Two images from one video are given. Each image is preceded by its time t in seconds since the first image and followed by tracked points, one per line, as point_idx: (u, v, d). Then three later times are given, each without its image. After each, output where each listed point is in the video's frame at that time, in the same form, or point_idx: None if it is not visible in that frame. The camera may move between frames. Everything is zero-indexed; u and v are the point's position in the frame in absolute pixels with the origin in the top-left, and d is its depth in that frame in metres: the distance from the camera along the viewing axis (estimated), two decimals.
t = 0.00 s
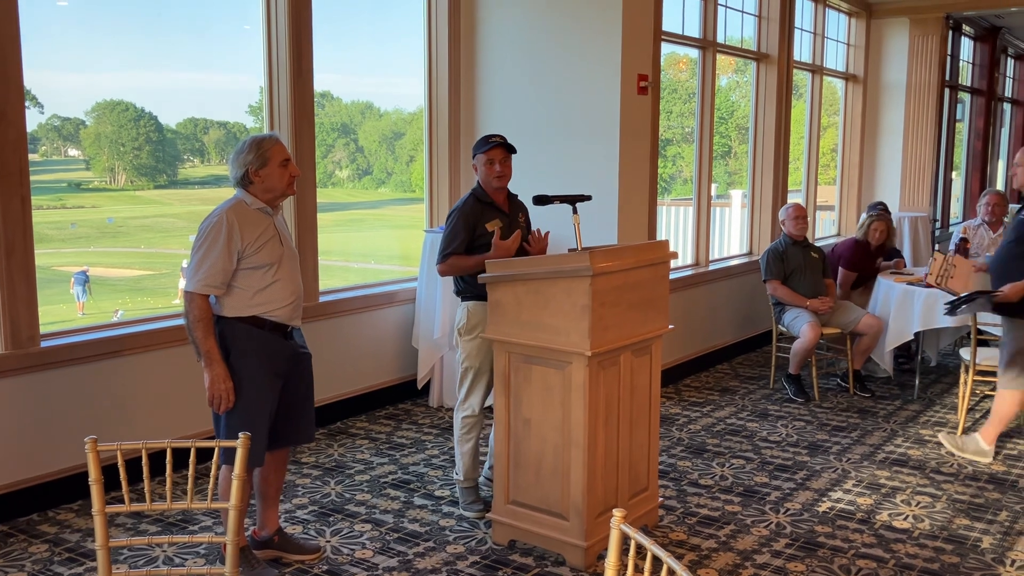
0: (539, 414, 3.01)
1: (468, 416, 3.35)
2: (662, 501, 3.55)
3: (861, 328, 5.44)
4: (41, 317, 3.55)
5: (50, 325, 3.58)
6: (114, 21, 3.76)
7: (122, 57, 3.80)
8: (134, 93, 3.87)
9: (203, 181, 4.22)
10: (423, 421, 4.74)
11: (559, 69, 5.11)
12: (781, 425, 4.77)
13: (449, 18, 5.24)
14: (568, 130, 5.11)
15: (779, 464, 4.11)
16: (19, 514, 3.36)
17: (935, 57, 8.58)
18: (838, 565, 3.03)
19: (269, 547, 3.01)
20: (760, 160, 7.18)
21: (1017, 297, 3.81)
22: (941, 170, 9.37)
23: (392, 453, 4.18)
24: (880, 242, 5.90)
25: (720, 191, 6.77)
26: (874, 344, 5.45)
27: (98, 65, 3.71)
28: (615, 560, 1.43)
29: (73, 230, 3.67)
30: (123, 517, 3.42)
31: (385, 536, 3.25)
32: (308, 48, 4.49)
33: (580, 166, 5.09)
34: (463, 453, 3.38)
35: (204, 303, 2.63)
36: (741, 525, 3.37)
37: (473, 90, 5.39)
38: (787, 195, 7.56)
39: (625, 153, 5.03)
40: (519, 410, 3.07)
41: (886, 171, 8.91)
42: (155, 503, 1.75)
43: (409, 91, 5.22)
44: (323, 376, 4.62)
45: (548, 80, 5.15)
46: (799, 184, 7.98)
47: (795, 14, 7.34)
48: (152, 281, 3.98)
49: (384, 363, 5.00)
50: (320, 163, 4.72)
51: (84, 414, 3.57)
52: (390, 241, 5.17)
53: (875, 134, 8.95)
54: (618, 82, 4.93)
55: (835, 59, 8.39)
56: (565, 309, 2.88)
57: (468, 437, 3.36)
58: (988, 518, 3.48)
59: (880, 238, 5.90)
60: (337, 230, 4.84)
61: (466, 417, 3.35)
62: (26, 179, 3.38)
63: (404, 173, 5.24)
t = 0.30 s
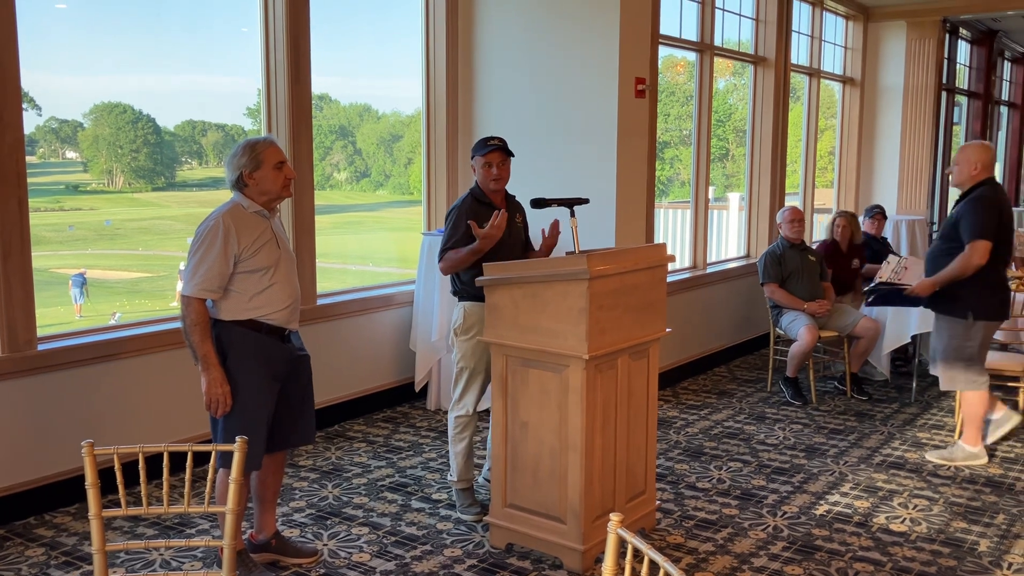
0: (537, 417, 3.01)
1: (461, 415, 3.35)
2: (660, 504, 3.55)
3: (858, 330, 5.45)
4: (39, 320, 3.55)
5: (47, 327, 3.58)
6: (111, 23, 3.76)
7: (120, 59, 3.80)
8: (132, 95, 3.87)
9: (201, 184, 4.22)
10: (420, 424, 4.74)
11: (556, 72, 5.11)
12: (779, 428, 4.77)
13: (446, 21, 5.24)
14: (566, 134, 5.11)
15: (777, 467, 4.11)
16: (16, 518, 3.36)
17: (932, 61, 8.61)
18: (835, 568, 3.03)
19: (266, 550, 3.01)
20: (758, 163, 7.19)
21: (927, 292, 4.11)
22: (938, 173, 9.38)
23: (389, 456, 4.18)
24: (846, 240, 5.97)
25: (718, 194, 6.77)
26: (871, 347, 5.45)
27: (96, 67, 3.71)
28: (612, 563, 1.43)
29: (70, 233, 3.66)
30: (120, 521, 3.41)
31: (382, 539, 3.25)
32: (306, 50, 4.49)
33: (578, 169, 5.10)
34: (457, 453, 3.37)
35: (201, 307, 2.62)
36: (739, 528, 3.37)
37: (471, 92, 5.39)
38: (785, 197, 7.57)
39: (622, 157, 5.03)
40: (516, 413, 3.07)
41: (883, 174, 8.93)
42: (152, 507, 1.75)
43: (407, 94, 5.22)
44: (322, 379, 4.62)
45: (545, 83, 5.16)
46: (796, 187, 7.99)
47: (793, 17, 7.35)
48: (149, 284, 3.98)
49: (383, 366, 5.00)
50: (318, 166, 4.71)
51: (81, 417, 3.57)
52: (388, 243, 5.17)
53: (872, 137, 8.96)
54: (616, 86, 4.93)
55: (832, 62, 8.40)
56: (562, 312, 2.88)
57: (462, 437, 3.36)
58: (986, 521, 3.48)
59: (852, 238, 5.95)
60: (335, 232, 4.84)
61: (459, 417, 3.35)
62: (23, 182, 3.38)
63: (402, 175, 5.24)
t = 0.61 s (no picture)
0: (535, 420, 3.01)
1: (460, 421, 3.35)
2: (659, 507, 3.55)
3: (857, 333, 5.44)
4: (37, 322, 3.54)
5: (46, 329, 3.57)
6: (109, 25, 3.75)
7: (119, 60, 3.80)
8: (130, 97, 3.86)
9: (199, 186, 4.21)
10: (418, 426, 4.74)
11: (555, 75, 5.11)
12: (777, 430, 4.77)
13: (446, 23, 5.24)
14: (564, 136, 5.11)
15: (775, 470, 4.10)
16: (13, 521, 3.35)
17: (931, 65, 8.66)
18: (834, 571, 3.02)
19: (264, 553, 3.00)
20: (757, 165, 7.19)
21: (865, 293, 4.21)
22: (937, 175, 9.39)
23: (387, 459, 4.18)
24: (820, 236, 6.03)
25: (716, 196, 6.77)
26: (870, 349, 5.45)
27: (94, 69, 3.71)
28: (610, 566, 1.42)
29: (68, 235, 3.66)
30: (117, 524, 3.40)
31: (380, 542, 3.24)
32: (305, 53, 4.48)
33: (577, 172, 5.09)
34: (457, 459, 3.38)
35: (198, 310, 2.61)
36: (738, 531, 3.37)
37: (469, 94, 5.38)
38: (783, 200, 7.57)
39: (621, 159, 5.03)
40: (515, 415, 3.06)
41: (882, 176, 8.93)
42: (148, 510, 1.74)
43: (406, 96, 5.21)
44: (321, 382, 4.62)
45: (544, 85, 5.16)
46: (795, 189, 7.99)
47: (791, 20, 7.35)
48: (147, 286, 3.97)
49: (382, 369, 5.00)
50: (317, 168, 4.71)
51: (78, 420, 3.56)
52: (387, 246, 5.17)
53: (871, 139, 8.96)
54: (615, 88, 4.93)
55: (831, 64, 8.40)
56: (561, 315, 2.87)
57: (462, 443, 3.36)
58: (984, 523, 3.48)
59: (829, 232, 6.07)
60: (334, 235, 4.83)
61: (459, 423, 3.35)
62: (21, 183, 3.37)
63: (401, 177, 5.23)
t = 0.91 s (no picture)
0: (535, 421, 3.00)
1: (459, 425, 3.35)
2: (658, 509, 3.54)
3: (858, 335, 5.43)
4: (37, 323, 3.54)
5: (45, 331, 3.57)
6: (109, 25, 3.75)
7: (119, 62, 3.80)
8: (130, 98, 3.86)
9: (199, 187, 4.21)
10: (418, 428, 4.73)
11: (555, 77, 5.11)
12: (778, 432, 4.77)
13: (446, 25, 5.24)
14: (564, 137, 5.11)
15: (776, 472, 4.10)
16: (12, 522, 3.35)
17: (931, 66, 8.64)
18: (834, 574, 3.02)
19: (263, 555, 2.99)
20: (757, 167, 7.19)
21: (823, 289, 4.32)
22: (937, 176, 9.38)
23: (387, 460, 4.17)
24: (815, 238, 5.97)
25: (716, 198, 6.77)
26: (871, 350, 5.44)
27: (94, 70, 3.70)
28: (611, 568, 1.41)
29: (68, 236, 3.65)
30: (116, 526, 3.40)
31: (380, 544, 3.24)
32: (305, 54, 4.48)
33: (577, 174, 5.09)
34: (457, 463, 3.39)
35: (198, 311, 2.61)
36: (738, 533, 3.36)
37: (469, 96, 5.38)
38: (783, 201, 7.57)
39: (621, 160, 5.03)
40: (515, 418, 3.06)
41: (882, 177, 8.93)
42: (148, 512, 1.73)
43: (406, 97, 5.21)
44: (320, 384, 4.62)
45: (544, 86, 5.15)
46: (795, 191, 7.99)
47: (791, 21, 7.35)
48: (146, 287, 3.96)
49: (382, 370, 5.00)
50: (316, 169, 4.71)
51: (77, 422, 3.55)
52: (387, 247, 5.17)
53: (871, 141, 8.96)
54: (614, 90, 4.93)
55: (831, 66, 8.41)
56: (561, 317, 2.87)
57: (462, 447, 3.37)
58: (985, 526, 3.47)
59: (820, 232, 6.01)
60: (334, 236, 4.83)
61: (458, 427, 3.36)
62: (20, 185, 3.37)
63: (401, 179, 5.23)
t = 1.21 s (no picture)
0: (535, 422, 3.00)
1: (458, 426, 3.36)
2: (658, 509, 3.54)
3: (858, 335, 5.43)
4: (38, 323, 3.54)
5: (46, 331, 3.57)
6: (110, 25, 3.75)
7: (120, 61, 3.80)
8: (131, 99, 3.87)
9: (200, 187, 4.21)
10: (418, 428, 4.73)
11: (557, 76, 5.11)
12: (778, 433, 4.77)
13: (447, 25, 5.24)
14: (565, 137, 5.11)
15: (776, 472, 4.10)
16: (13, 522, 3.35)
17: (931, 67, 8.64)
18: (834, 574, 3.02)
19: (264, 555, 2.99)
20: (757, 168, 7.19)
21: (774, 297, 4.32)
22: (938, 177, 9.38)
23: (387, 461, 4.17)
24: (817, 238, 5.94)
25: (717, 199, 6.77)
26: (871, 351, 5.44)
27: (95, 70, 3.71)
28: (610, 568, 1.41)
29: (68, 236, 3.66)
30: (117, 525, 3.40)
31: (380, 544, 3.24)
32: (306, 55, 4.49)
33: (578, 174, 5.09)
34: (456, 463, 3.39)
35: (198, 311, 2.61)
36: (738, 534, 3.36)
37: (470, 97, 5.39)
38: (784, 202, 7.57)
39: (622, 161, 5.03)
40: (515, 418, 3.06)
41: (882, 178, 8.93)
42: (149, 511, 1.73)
43: (407, 98, 5.21)
44: (321, 384, 4.62)
45: (545, 87, 5.16)
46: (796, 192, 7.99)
47: (792, 22, 7.36)
48: (147, 288, 3.97)
49: (382, 370, 5.00)
50: (317, 170, 4.71)
51: (78, 421, 3.55)
52: (387, 248, 5.17)
53: (872, 141, 8.96)
54: (615, 90, 4.94)
55: (831, 67, 8.41)
56: (560, 317, 2.87)
57: (461, 447, 3.37)
58: (985, 526, 3.47)
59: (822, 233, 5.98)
60: (334, 236, 4.83)
61: (457, 428, 3.36)
62: (21, 185, 3.37)
63: (401, 179, 5.23)
